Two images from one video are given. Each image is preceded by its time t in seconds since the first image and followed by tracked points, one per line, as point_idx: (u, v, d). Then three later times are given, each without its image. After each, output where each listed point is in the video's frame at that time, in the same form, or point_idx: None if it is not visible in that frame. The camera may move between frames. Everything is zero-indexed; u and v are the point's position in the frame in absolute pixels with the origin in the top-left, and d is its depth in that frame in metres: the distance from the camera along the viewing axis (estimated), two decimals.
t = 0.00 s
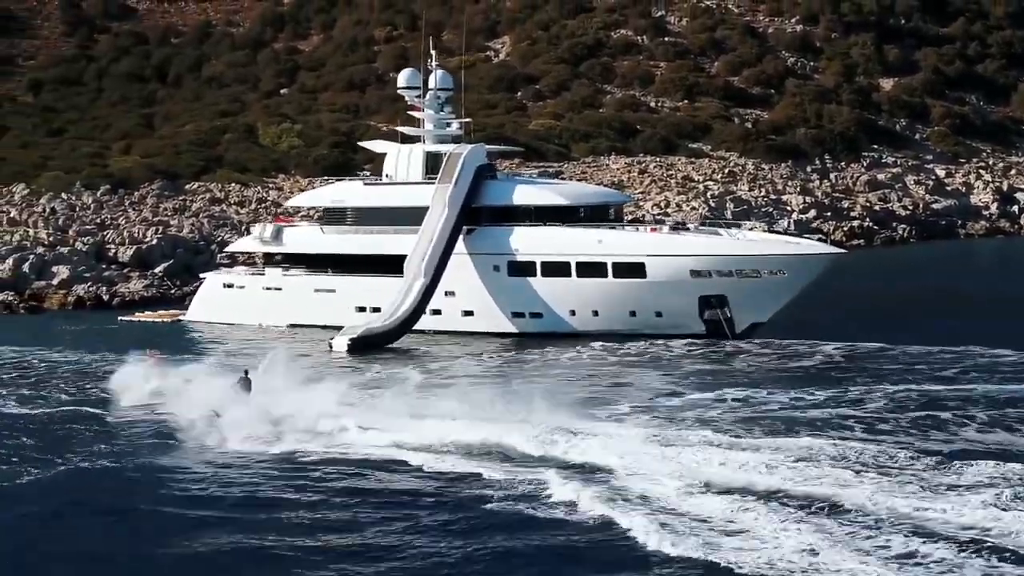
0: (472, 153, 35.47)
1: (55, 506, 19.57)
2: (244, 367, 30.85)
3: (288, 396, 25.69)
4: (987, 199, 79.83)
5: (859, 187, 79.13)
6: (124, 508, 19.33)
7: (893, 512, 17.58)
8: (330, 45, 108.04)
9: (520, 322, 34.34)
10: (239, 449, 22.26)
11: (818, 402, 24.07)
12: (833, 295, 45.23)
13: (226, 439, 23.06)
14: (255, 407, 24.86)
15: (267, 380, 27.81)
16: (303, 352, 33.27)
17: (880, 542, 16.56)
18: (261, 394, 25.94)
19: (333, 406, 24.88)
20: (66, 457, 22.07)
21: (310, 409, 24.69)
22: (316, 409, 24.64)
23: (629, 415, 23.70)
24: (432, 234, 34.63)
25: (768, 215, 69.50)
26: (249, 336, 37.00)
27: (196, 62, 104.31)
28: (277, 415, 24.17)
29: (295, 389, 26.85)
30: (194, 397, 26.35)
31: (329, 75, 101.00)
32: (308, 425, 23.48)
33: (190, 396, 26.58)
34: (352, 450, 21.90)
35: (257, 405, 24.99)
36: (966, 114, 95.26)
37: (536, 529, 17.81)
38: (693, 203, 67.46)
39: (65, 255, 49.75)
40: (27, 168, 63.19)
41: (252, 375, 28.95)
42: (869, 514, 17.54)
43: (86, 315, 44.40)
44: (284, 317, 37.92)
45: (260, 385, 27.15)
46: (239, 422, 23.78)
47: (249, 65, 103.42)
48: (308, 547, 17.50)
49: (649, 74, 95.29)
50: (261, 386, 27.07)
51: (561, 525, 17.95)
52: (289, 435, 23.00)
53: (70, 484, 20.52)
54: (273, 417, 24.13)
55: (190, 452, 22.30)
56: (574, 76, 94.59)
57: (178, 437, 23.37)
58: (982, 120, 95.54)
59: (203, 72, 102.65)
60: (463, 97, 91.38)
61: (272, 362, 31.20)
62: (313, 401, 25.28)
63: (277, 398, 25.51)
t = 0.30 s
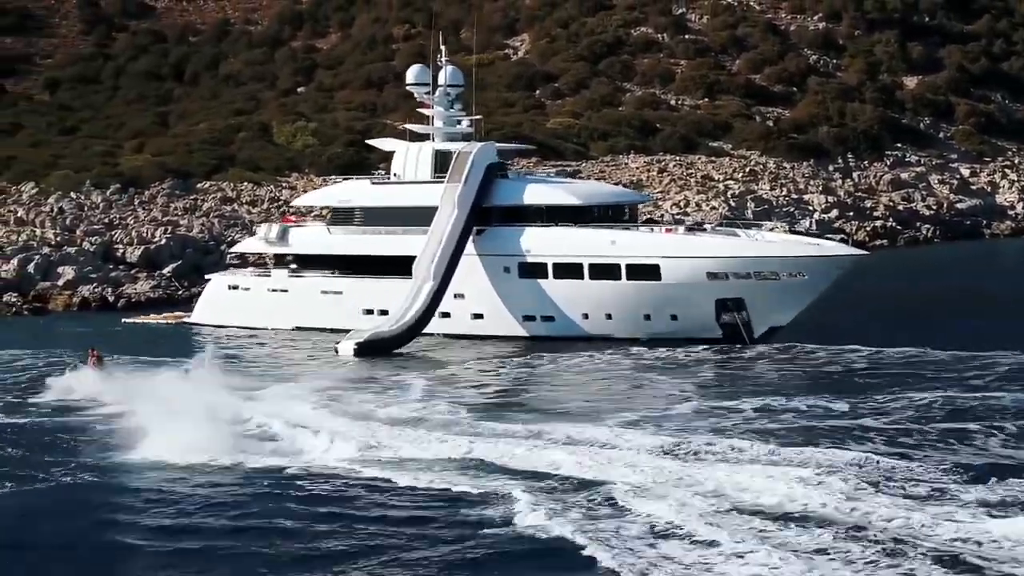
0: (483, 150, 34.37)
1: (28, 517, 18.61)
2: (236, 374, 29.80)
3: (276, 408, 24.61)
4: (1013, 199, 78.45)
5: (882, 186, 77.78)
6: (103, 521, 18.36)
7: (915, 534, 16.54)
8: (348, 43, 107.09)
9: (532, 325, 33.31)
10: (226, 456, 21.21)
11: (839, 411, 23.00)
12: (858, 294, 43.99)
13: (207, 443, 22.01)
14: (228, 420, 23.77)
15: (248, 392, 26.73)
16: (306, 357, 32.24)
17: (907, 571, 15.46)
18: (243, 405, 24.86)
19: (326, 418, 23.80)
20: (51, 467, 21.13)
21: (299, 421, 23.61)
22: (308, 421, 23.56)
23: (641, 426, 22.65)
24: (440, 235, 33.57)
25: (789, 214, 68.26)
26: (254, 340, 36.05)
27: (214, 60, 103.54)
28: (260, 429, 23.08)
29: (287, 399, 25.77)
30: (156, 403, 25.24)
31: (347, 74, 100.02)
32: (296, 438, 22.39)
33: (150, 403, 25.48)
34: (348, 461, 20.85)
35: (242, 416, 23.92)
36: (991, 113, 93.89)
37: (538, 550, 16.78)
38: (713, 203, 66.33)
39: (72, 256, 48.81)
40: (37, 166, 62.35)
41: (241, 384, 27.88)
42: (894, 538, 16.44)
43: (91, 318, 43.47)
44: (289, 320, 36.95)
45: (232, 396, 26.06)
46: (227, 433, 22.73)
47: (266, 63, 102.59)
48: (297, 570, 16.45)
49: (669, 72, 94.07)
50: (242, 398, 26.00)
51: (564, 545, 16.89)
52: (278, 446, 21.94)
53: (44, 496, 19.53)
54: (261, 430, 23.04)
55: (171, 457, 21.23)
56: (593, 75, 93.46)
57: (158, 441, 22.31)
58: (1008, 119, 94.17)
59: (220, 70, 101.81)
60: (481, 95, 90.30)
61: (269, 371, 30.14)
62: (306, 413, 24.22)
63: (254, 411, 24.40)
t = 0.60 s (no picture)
0: (490, 150, 33.48)
1: None
2: (226, 383, 28.87)
3: (255, 421, 23.64)
4: None
5: (901, 187, 76.72)
6: (79, 539, 17.49)
7: (933, 560, 15.63)
8: (362, 42, 106.27)
9: (540, 329, 32.42)
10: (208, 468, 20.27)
11: (855, 423, 22.06)
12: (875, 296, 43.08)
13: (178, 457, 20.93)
14: (189, 434, 22.61)
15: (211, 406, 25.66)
16: (306, 362, 31.37)
17: None
18: (211, 420, 23.78)
19: (312, 429, 22.85)
20: (28, 477, 20.26)
21: (280, 433, 22.68)
22: (293, 432, 22.66)
23: (647, 438, 21.73)
24: (447, 236, 32.71)
25: (807, 215, 67.20)
26: (257, 344, 35.24)
27: (228, 59, 102.86)
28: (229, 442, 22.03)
29: (270, 412, 24.82)
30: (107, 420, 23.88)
31: (361, 72, 99.21)
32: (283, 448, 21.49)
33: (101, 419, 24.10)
34: (339, 470, 19.97)
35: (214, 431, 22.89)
36: (1013, 112, 92.77)
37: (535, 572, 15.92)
38: (730, 204, 65.34)
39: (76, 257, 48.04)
40: (44, 166, 61.62)
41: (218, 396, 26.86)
42: (912, 563, 15.56)
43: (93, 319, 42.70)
44: (293, 324, 36.15)
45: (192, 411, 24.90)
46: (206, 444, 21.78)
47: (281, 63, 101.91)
48: None
49: (686, 71, 93.10)
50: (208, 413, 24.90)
51: (564, 566, 16.03)
52: (267, 456, 21.04)
53: (18, 512, 18.65)
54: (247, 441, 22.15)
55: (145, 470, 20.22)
56: (610, 74, 92.55)
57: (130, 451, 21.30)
58: None
59: (234, 69, 101.08)
60: (496, 95, 89.43)
61: (263, 378, 29.25)
62: (285, 426, 23.24)
63: (217, 426, 23.33)
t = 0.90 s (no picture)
0: (497, 150, 32.42)
1: None
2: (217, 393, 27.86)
3: (226, 436, 22.55)
4: None
5: (925, 188, 75.38)
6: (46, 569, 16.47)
7: None
8: (380, 41, 105.31)
9: (548, 336, 31.34)
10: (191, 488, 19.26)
11: (872, 440, 21.05)
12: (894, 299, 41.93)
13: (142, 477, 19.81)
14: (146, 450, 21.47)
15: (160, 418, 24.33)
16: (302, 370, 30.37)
17: None
18: (178, 435, 22.66)
19: (297, 444, 21.81)
20: None
21: (261, 448, 21.60)
22: (278, 447, 21.62)
23: (654, 454, 20.71)
24: (451, 240, 31.71)
25: (828, 216, 65.83)
26: (259, 351, 34.25)
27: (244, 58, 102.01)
28: (185, 460, 20.90)
29: (252, 424, 23.73)
30: (46, 436, 22.37)
31: (377, 71, 98.20)
32: (263, 466, 20.49)
33: (42, 435, 22.64)
34: (326, 490, 18.94)
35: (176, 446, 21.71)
36: None
37: None
38: (749, 205, 64.13)
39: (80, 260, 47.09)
40: (52, 166, 60.76)
41: (184, 409, 25.63)
42: None
43: (96, 324, 41.83)
44: (296, 330, 35.14)
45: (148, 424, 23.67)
46: (177, 462, 20.67)
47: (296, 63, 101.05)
48: None
49: (706, 70, 91.86)
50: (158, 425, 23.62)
51: None
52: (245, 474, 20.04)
53: None
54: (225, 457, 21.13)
55: (106, 493, 19.12)
56: (628, 73, 91.39)
57: (89, 473, 20.16)
58: None
59: (251, 69, 100.21)
60: (513, 93, 88.30)
61: (255, 387, 28.24)
62: (264, 440, 22.15)
63: (176, 442, 22.22)
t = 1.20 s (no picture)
0: (503, 150, 31.49)
1: None
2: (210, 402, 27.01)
3: (206, 451, 21.59)
4: None
5: (946, 188, 74.17)
6: None
7: None
8: (396, 40, 104.41)
9: (554, 342, 30.38)
10: (151, 510, 18.32)
11: (889, 455, 20.09)
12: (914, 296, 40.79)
13: (111, 496, 18.92)
14: (122, 466, 20.64)
15: (138, 431, 23.36)
16: (298, 378, 29.49)
17: None
18: (154, 450, 21.71)
19: (279, 460, 20.85)
20: None
21: (239, 464, 20.64)
22: (257, 463, 20.66)
23: (659, 471, 19.77)
24: (454, 243, 30.84)
25: (848, 216, 64.63)
26: (260, 356, 33.33)
27: (259, 58, 101.21)
28: (160, 476, 20.03)
29: (235, 438, 22.77)
30: (16, 456, 21.56)
31: (392, 71, 97.30)
32: (244, 483, 19.59)
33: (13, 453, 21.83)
34: (312, 511, 18.05)
35: (149, 463, 20.75)
36: None
37: None
38: (767, 206, 63.03)
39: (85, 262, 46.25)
40: (59, 166, 59.98)
41: (165, 419, 24.66)
42: None
43: (96, 328, 40.93)
44: (297, 335, 34.22)
45: (126, 438, 22.84)
46: (146, 482, 19.71)
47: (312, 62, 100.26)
48: None
49: (725, 69, 90.80)
50: (134, 440, 22.64)
51: None
52: (226, 491, 19.17)
53: None
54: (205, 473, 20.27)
55: (72, 515, 18.23)
56: (645, 72, 90.35)
57: (56, 493, 19.27)
58: None
59: (267, 68, 99.39)
60: (528, 92, 87.29)
61: (244, 397, 27.33)
62: (245, 455, 21.19)
63: (153, 455, 21.37)
